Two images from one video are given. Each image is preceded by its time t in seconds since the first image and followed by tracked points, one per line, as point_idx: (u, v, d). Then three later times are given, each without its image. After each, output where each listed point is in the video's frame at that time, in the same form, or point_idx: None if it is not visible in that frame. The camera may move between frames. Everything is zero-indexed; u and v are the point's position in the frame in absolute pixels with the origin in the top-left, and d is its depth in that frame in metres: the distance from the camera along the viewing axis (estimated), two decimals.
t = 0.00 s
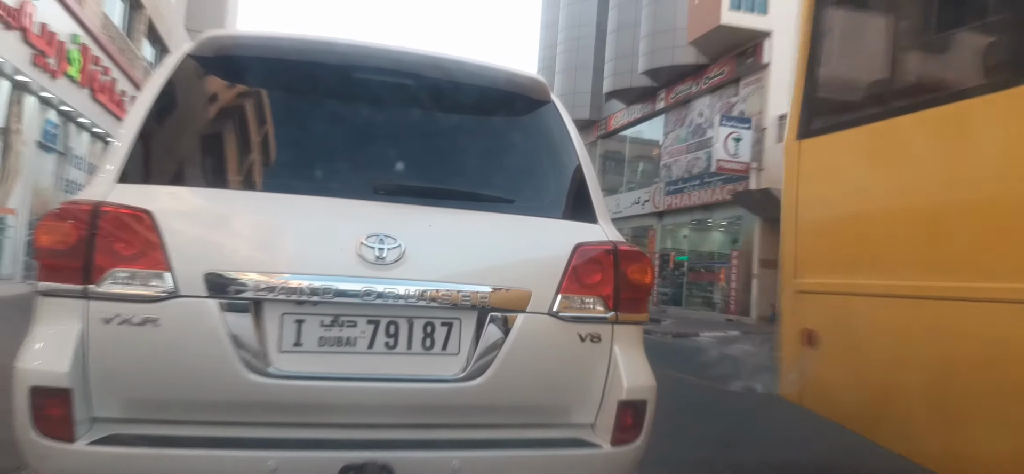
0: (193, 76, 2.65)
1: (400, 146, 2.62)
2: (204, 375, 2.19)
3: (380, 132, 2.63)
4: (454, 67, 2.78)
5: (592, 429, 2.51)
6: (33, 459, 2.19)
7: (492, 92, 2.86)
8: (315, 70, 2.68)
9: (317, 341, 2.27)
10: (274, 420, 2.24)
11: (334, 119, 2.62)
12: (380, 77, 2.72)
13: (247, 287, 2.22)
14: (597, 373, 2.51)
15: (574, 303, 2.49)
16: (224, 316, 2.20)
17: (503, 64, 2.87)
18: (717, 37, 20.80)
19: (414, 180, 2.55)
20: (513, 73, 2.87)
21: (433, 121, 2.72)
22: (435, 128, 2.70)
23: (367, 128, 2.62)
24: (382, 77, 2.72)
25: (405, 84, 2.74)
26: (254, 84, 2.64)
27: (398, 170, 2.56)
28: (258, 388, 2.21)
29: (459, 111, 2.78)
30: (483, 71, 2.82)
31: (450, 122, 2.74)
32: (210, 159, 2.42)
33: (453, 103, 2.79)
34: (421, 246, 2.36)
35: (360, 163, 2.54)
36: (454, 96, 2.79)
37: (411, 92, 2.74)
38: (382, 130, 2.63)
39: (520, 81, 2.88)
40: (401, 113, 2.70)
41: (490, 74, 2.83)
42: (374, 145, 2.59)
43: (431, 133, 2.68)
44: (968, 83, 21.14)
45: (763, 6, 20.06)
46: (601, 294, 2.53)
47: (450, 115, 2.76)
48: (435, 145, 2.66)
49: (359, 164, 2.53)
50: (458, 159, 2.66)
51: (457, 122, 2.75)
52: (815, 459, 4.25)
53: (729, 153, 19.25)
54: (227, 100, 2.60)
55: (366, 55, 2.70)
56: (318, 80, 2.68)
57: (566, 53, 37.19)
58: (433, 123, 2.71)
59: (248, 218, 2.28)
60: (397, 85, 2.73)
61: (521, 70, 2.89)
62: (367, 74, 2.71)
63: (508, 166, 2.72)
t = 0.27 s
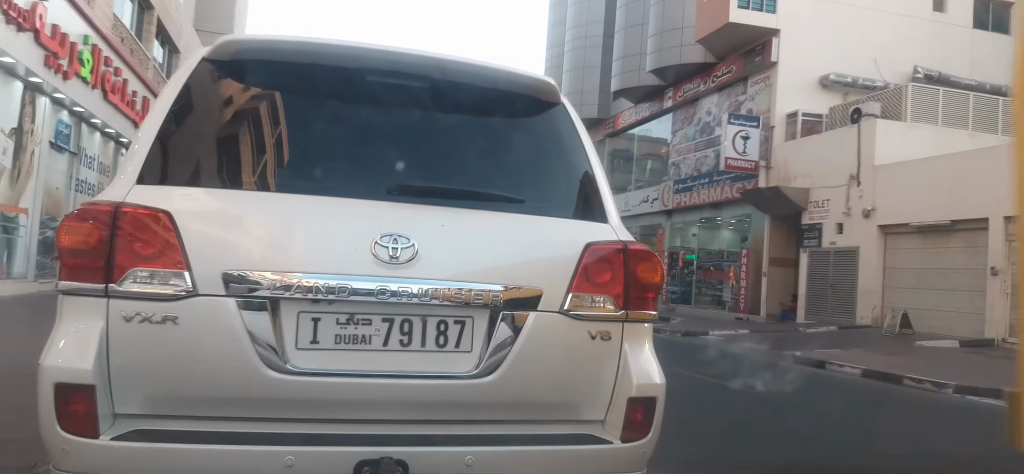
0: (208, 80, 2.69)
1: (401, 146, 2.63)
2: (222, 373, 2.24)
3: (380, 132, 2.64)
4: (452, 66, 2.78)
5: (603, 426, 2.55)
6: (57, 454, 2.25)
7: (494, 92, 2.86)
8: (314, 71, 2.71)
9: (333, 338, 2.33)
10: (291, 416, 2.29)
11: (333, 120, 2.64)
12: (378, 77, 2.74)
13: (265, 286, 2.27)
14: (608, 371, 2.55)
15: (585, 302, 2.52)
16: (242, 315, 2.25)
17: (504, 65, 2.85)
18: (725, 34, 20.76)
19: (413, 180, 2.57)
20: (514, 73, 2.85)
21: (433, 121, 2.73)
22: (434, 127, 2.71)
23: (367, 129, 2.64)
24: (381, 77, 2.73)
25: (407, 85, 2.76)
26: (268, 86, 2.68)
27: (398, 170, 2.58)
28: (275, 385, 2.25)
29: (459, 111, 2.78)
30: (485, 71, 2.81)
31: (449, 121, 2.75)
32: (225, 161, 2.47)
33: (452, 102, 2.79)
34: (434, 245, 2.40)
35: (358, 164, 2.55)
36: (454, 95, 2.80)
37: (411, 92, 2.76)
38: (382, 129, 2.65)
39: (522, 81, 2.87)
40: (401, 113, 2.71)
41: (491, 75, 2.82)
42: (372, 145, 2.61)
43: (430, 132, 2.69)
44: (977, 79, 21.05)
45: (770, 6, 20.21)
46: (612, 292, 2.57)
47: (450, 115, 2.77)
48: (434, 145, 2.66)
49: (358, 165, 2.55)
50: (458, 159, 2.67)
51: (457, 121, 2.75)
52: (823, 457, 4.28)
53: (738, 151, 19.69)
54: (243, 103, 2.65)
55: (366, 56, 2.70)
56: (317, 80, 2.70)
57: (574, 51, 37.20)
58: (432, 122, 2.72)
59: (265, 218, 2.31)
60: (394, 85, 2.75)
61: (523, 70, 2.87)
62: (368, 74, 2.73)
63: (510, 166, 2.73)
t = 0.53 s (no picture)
0: (213, 82, 2.71)
1: (401, 145, 2.64)
2: (229, 374, 2.25)
3: (379, 131, 2.66)
4: (453, 66, 2.76)
5: (607, 426, 2.57)
6: (66, 453, 2.27)
7: (494, 92, 2.86)
8: (314, 70, 2.71)
9: (338, 339, 2.34)
10: (297, 416, 2.31)
11: (333, 119, 2.65)
12: (380, 76, 2.73)
13: (271, 287, 2.28)
14: (612, 371, 2.55)
15: (589, 302, 2.53)
16: (248, 315, 2.27)
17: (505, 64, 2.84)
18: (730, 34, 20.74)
19: (414, 178, 2.58)
20: (515, 72, 2.83)
21: (433, 120, 2.74)
22: (433, 126, 2.72)
23: (367, 128, 2.66)
24: (382, 76, 2.74)
25: (407, 86, 2.77)
26: (274, 89, 2.69)
27: (398, 168, 2.59)
28: (280, 385, 2.27)
29: (460, 111, 2.79)
30: (485, 71, 2.79)
31: (450, 120, 2.76)
32: (231, 163, 2.48)
33: (453, 101, 2.80)
34: (438, 246, 2.41)
35: (357, 163, 2.57)
36: (454, 94, 2.80)
37: (411, 92, 2.77)
38: (382, 129, 2.67)
39: (522, 81, 2.84)
40: (401, 113, 2.73)
41: (491, 75, 2.80)
42: (371, 144, 2.62)
43: (430, 132, 2.70)
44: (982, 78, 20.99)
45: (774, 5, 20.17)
46: (615, 293, 2.57)
47: (450, 115, 2.78)
48: (433, 143, 2.68)
49: (357, 164, 2.57)
50: (459, 158, 2.68)
51: (457, 121, 2.77)
52: (827, 457, 4.28)
53: (744, 151, 19.68)
54: (248, 105, 2.67)
55: (366, 57, 2.69)
56: (317, 79, 2.71)
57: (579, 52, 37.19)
58: (432, 121, 2.74)
59: (269, 219, 2.33)
60: (393, 84, 2.75)
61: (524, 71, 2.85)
62: (368, 73, 2.73)
63: (511, 164, 2.74)
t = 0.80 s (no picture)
0: (208, 79, 2.66)
1: (399, 145, 2.61)
2: (225, 376, 2.23)
3: (377, 130, 2.63)
4: (453, 64, 2.77)
5: (609, 430, 2.52)
6: (61, 457, 2.24)
7: (493, 89, 2.79)
8: (311, 67, 2.68)
9: (336, 341, 2.31)
10: (294, 419, 2.27)
11: (330, 117, 2.62)
12: (379, 73, 2.72)
13: (267, 288, 2.25)
14: (615, 374, 2.51)
15: (590, 304, 2.49)
16: (244, 317, 2.24)
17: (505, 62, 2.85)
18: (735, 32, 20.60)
19: (411, 177, 2.54)
20: (515, 70, 2.84)
21: (432, 118, 2.70)
22: (431, 125, 2.68)
23: (364, 128, 2.63)
24: (381, 75, 2.72)
25: (406, 83, 2.73)
26: (270, 85, 2.64)
27: (396, 167, 2.55)
28: (278, 388, 2.24)
29: (459, 109, 2.74)
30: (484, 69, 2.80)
31: (449, 118, 2.71)
32: (227, 163, 2.45)
33: (452, 98, 2.74)
34: (437, 247, 2.37)
35: (355, 162, 2.53)
36: (454, 92, 2.75)
37: (410, 89, 2.73)
38: (379, 128, 2.63)
39: (521, 79, 2.85)
40: (399, 112, 2.69)
41: (489, 72, 2.81)
42: (369, 142, 2.59)
43: (428, 130, 2.67)
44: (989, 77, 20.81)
45: None
46: (617, 295, 2.53)
47: (449, 113, 2.72)
48: (432, 142, 2.64)
49: (355, 163, 2.53)
50: (458, 157, 2.64)
51: (456, 118, 2.72)
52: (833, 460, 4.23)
53: (749, 150, 18.74)
54: (243, 103, 2.61)
55: (366, 50, 2.74)
56: (314, 76, 2.67)
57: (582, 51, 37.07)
58: (430, 120, 2.69)
59: (266, 219, 2.30)
60: (392, 81, 2.72)
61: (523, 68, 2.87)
62: (367, 71, 2.71)
63: (511, 164, 2.69)
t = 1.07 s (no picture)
0: (206, 77, 2.64)
1: (396, 144, 2.63)
2: (224, 377, 2.22)
3: (374, 129, 2.65)
4: (452, 61, 2.71)
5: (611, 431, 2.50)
6: (58, 458, 2.23)
7: (493, 88, 2.79)
8: (309, 65, 2.66)
9: (335, 342, 2.28)
10: (293, 421, 2.26)
11: (328, 116, 2.64)
12: (376, 71, 2.67)
13: (265, 289, 2.22)
14: (616, 375, 2.49)
15: (592, 304, 2.47)
16: (241, 318, 2.22)
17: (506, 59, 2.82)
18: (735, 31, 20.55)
19: (409, 176, 2.54)
20: (515, 68, 2.81)
21: (431, 117, 2.72)
22: (428, 124, 2.70)
23: (362, 127, 2.64)
24: (380, 72, 2.67)
25: (405, 82, 2.70)
26: (268, 84, 2.63)
27: (395, 166, 2.56)
28: (277, 388, 2.23)
29: (457, 107, 2.75)
30: (485, 66, 2.75)
31: (447, 117, 2.73)
32: (224, 163, 2.44)
33: (451, 97, 2.75)
34: (436, 246, 2.34)
35: (354, 160, 2.54)
36: (453, 92, 2.75)
37: (409, 88, 2.71)
38: (376, 127, 2.65)
39: (521, 76, 2.82)
40: (397, 111, 2.69)
41: (490, 68, 2.76)
42: (367, 141, 2.61)
43: (428, 129, 2.70)
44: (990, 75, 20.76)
45: None
46: (618, 295, 2.51)
47: (448, 112, 2.74)
48: (429, 141, 2.67)
49: (353, 161, 2.53)
50: (456, 155, 2.66)
51: (455, 117, 2.74)
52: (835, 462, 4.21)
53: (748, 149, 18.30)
54: (241, 102, 2.61)
55: (364, 51, 2.66)
56: (313, 74, 2.66)
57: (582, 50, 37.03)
58: (428, 119, 2.71)
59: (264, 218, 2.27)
60: (391, 78, 2.69)
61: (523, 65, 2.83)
62: (365, 68, 2.66)
63: (509, 162, 2.70)
